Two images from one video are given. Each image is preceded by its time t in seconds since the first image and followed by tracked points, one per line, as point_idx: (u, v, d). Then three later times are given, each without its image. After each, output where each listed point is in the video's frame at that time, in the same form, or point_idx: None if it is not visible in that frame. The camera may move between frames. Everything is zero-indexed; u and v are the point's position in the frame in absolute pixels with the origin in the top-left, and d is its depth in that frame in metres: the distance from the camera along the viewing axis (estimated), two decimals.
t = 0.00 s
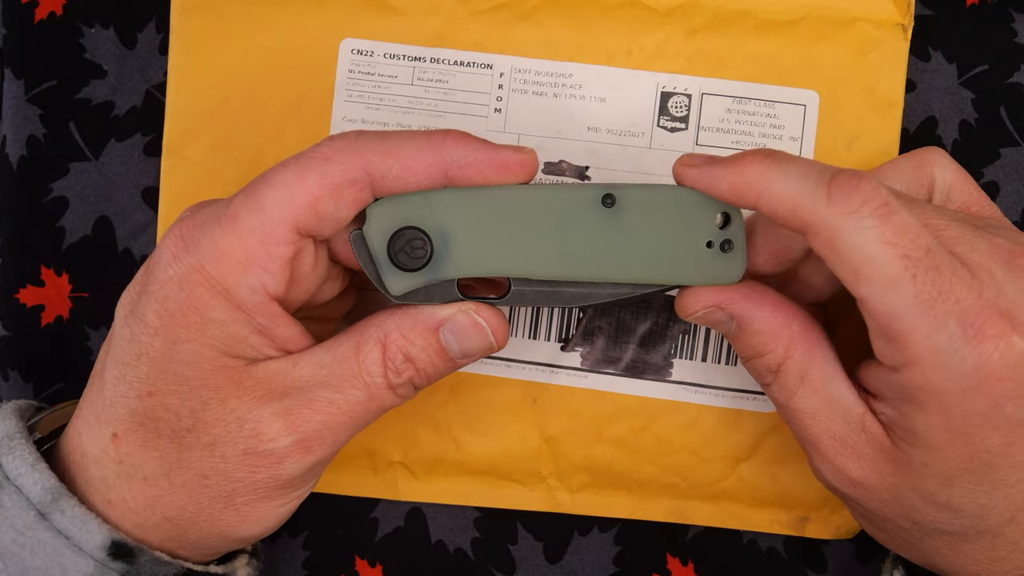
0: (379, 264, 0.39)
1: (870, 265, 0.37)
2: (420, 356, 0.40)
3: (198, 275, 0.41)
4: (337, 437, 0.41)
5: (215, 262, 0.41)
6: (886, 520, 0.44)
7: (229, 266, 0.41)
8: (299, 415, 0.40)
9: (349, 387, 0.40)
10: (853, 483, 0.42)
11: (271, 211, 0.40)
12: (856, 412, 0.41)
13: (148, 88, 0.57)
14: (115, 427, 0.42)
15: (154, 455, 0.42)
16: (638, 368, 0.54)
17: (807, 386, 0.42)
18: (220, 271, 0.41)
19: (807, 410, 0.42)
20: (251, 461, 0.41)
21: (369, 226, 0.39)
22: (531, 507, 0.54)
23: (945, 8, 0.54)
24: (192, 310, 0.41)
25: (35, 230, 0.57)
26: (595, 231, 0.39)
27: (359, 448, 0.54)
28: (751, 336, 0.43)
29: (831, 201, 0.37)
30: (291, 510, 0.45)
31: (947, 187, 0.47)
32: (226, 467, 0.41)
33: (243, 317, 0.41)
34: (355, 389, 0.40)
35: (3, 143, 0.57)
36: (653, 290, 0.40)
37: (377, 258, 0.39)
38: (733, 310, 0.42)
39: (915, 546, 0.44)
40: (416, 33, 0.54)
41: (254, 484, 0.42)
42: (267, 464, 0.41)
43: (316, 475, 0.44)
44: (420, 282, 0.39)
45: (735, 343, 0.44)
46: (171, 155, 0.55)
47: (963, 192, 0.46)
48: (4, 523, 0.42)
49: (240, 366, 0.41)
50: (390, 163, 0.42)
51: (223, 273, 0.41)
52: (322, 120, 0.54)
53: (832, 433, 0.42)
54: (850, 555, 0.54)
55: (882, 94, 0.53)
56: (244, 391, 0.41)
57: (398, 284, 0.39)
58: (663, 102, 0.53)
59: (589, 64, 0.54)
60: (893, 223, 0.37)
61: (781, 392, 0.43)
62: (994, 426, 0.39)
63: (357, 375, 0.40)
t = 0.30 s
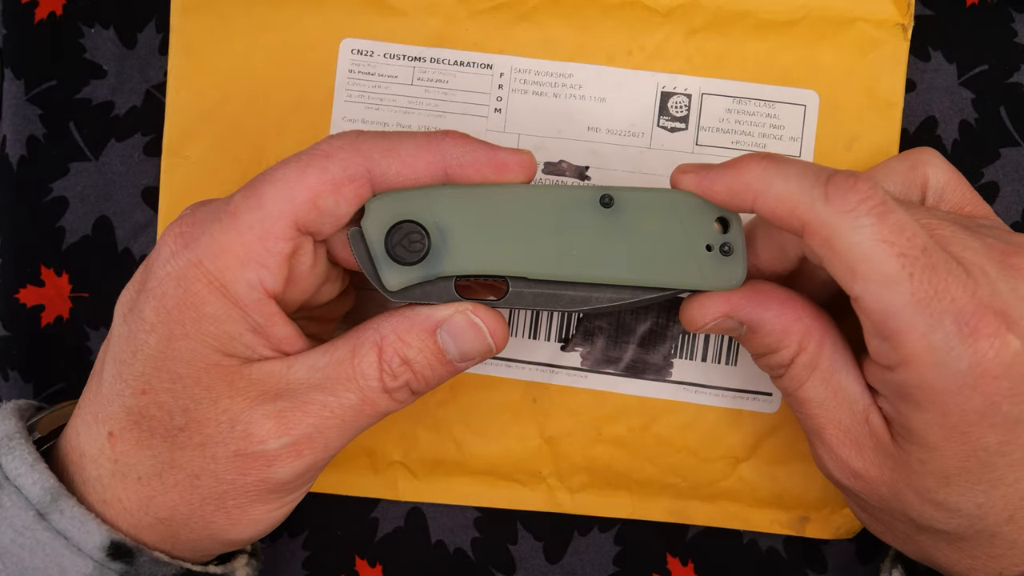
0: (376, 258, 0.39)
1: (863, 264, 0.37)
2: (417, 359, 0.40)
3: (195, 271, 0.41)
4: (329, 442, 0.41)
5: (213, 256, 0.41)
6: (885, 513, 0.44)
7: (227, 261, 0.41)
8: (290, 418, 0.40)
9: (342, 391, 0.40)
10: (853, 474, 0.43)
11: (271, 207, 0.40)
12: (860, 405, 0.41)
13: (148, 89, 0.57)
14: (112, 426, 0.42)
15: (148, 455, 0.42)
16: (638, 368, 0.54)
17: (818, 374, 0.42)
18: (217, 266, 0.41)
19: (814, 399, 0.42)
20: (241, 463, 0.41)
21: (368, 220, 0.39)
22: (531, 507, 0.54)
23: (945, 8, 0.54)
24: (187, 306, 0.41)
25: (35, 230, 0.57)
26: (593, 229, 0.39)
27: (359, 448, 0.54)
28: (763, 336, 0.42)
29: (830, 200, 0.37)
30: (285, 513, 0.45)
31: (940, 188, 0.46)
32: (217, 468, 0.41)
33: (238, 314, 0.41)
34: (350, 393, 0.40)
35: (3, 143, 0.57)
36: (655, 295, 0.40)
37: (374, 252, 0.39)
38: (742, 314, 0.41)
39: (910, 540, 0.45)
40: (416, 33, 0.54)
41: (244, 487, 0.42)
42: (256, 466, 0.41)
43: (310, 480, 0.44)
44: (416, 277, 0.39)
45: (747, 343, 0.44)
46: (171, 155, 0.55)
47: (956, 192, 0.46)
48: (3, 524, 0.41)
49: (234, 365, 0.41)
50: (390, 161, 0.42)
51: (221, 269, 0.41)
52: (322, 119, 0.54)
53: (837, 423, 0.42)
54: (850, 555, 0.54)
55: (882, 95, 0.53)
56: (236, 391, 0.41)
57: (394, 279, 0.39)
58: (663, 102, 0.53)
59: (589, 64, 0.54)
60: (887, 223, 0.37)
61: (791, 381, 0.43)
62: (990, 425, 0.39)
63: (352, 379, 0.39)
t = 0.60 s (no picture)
0: (374, 261, 0.38)
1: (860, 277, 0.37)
2: (413, 365, 0.39)
3: (197, 272, 0.41)
4: (327, 447, 0.40)
5: (215, 258, 0.41)
6: (886, 517, 0.44)
7: (229, 263, 0.41)
8: (285, 424, 0.40)
9: (338, 396, 0.39)
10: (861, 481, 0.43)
11: (273, 210, 0.41)
12: (868, 414, 0.41)
13: (148, 88, 0.57)
14: (112, 430, 0.42)
15: (149, 459, 0.42)
16: (638, 368, 0.54)
17: (836, 381, 0.42)
18: (219, 268, 0.41)
19: (828, 405, 0.42)
20: (238, 470, 0.41)
21: (370, 229, 0.39)
22: (531, 507, 0.54)
23: (945, 8, 0.54)
24: (187, 308, 0.41)
25: (35, 231, 0.57)
26: (594, 238, 0.38)
27: (360, 448, 0.54)
28: (788, 349, 0.41)
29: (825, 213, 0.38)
30: (284, 519, 0.45)
31: (939, 193, 0.46)
32: (214, 474, 0.41)
33: (238, 318, 0.41)
34: (345, 399, 0.39)
35: (3, 143, 0.57)
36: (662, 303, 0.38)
37: (372, 254, 0.38)
38: (767, 333, 0.41)
39: (911, 543, 0.45)
40: (416, 33, 0.54)
41: (242, 492, 0.41)
42: (253, 472, 0.41)
43: (309, 485, 0.44)
44: (414, 278, 0.38)
45: (769, 355, 0.43)
46: (171, 156, 0.55)
47: (954, 197, 0.46)
48: (7, 529, 0.41)
49: (231, 369, 0.41)
50: (390, 163, 0.42)
51: (222, 271, 0.41)
52: (322, 120, 0.54)
53: (847, 428, 0.42)
54: (850, 555, 0.54)
55: (882, 95, 0.53)
56: (235, 395, 0.40)
57: (391, 277, 0.37)
58: (663, 102, 0.53)
59: (589, 64, 0.54)
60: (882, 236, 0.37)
61: (807, 388, 0.43)
62: (991, 435, 0.38)
63: (347, 384, 0.39)
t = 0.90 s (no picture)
0: (377, 261, 0.36)
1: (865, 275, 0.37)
2: (411, 365, 0.38)
3: (196, 276, 0.41)
4: (336, 441, 0.41)
5: (214, 262, 0.41)
6: (884, 519, 0.44)
7: (228, 267, 0.41)
8: (293, 422, 0.40)
9: (344, 393, 0.39)
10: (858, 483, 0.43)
11: (271, 210, 0.41)
12: (869, 417, 0.41)
13: (148, 89, 0.57)
14: (116, 433, 0.42)
15: (154, 462, 0.42)
16: (638, 368, 0.54)
17: (839, 382, 0.42)
18: (219, 272, 0.41)
19: (830, 405, 0.42)
20: (248, 469, 0.41)
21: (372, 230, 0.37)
22: (531, 507, 0.54)
23: (945, 8, 0.54)
24: (189, 312, 0.41)
25: (36, 231, 0.57)
26: (602, 240, 0.37)
27: (360, 449, 0.55)
28: (791, 349, 0.41)
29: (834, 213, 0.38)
30: (293, 513, 0.45)
31: (940, 195, 0.46)
32: (224, 474, 0.41)
33: (240, 321, 0.41)
34: (350, 396, 0.39)
35: (3, 143, 0.57)
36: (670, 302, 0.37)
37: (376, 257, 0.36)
38: (771, 334, 0.41)
39: (910, 546, 0.45)
40: (416, 34, 0.54)
41: (252, 490, 0.41)
42: (264, 470, 0.41)
43: (319, 477, 0.44)
44: (420, 280, 0.36)
45: (772, 355, 0.43)
46: (171, 155, 0.55)
47: (955, 200, 0.47)
48: (9, 531, 0.41)
49: (238, 370, 0.41)
50: (389, 162, 0.42)
51: (223, 274, 0.41)
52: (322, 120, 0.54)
53: (848, 430, 0.42)
54: (850, 555, 0.54)
55: (882, 95, 0.53)
56: (242, 395, 0.41)
57: (396, 279, 0.36)
58: (663, 102, 0.53)
59: (589, 64, 0.54)
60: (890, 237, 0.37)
61: (810, 388, 0.43)
62: (991, 437, 0.38)
63: (351, 382, 0.39)
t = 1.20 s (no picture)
0: (381, 255, 0.40)
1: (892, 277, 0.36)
2: (407, 349, 0.40)
3: (178, 272, 0.41)
4: (324, 430, 0.41)
5: (194, 258, 0.41)
6: (886, 519, 0.44)
7: (207, 263, 0.41)
8: (283, 411, 0.40)
9: (336, 381, 0.40)
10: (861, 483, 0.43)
11: (249, 207, 0.41)
12: (866, 414, 0.41)
13: (149, 89, 0.57)
14: (102, 424, 0.42)
15: (142, 451, 0.42)
16: (638, 368, 0.54)
17: (826, 381, 0.42)
18: (199, 269, 0.41)
19: (820, 405, 0.42)
20: (238, 457, 0.41)
21: (373, 218, 0.40)
22: (531, 507, 0.54)
23: (945, 8, 0.54)
24: (173, 306, 0.41)
25: (35, 230, 0.57)
26: (596, 233, 0.39)
27: (358, 447, 0.55)
28: (776, 343, 0.41)
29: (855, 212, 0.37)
30: (284, 504, 0.45)
31: (948, 191, 0.47)
32: (213, 462, 0.41)
33: (225, 314, 0.41)
34: (342, 383, 0.40)
35: (3, 143, 0.57)
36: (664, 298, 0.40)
37: (377, 247, 0.40)
38: (754, 325, 0.41)
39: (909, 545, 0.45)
40: (416, 34, 0.54)
41: (242, 479, 0.42)
42: (253, 459, 0.41)
43: (309, 467, 0.44)
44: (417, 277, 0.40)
45: (757, 348, 0.43)
46: (171, 156, 0.55)
47: (961, 198, 0.47)
48: None
49: (224, 361, 0.41)
50: (370, 161, 0.41)
51: (202, 271, 0.41)
52: (322, 119, 0.54)
53: (843, 430, 0.42)
54: (850, 555, 0.54)
55: (882, 94, 0.53)
56: (229, 385, 0.41)
57: (396, 275, 0.40)
58: (663, 102, 0.53)
59: (589, 64, 0.54)
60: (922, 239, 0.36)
61: (797, 387, 0.43)
62: (997, 441, 0.39)
63: (344, 369, 0.40)
